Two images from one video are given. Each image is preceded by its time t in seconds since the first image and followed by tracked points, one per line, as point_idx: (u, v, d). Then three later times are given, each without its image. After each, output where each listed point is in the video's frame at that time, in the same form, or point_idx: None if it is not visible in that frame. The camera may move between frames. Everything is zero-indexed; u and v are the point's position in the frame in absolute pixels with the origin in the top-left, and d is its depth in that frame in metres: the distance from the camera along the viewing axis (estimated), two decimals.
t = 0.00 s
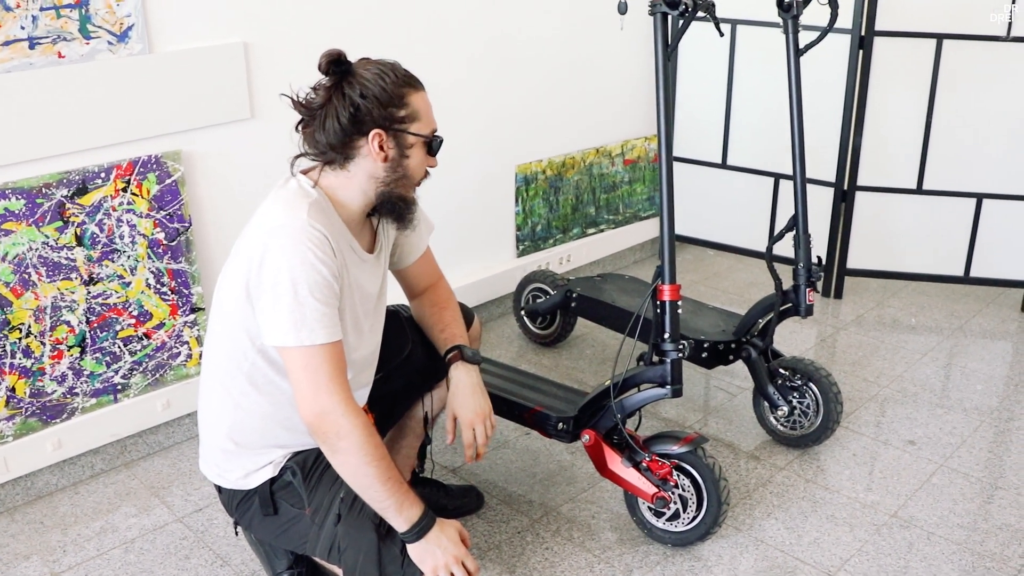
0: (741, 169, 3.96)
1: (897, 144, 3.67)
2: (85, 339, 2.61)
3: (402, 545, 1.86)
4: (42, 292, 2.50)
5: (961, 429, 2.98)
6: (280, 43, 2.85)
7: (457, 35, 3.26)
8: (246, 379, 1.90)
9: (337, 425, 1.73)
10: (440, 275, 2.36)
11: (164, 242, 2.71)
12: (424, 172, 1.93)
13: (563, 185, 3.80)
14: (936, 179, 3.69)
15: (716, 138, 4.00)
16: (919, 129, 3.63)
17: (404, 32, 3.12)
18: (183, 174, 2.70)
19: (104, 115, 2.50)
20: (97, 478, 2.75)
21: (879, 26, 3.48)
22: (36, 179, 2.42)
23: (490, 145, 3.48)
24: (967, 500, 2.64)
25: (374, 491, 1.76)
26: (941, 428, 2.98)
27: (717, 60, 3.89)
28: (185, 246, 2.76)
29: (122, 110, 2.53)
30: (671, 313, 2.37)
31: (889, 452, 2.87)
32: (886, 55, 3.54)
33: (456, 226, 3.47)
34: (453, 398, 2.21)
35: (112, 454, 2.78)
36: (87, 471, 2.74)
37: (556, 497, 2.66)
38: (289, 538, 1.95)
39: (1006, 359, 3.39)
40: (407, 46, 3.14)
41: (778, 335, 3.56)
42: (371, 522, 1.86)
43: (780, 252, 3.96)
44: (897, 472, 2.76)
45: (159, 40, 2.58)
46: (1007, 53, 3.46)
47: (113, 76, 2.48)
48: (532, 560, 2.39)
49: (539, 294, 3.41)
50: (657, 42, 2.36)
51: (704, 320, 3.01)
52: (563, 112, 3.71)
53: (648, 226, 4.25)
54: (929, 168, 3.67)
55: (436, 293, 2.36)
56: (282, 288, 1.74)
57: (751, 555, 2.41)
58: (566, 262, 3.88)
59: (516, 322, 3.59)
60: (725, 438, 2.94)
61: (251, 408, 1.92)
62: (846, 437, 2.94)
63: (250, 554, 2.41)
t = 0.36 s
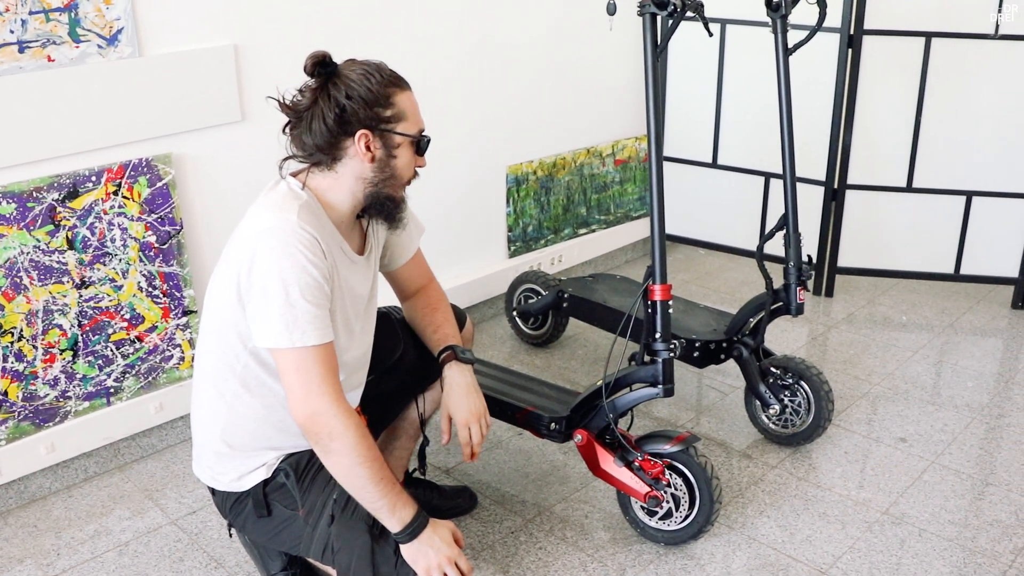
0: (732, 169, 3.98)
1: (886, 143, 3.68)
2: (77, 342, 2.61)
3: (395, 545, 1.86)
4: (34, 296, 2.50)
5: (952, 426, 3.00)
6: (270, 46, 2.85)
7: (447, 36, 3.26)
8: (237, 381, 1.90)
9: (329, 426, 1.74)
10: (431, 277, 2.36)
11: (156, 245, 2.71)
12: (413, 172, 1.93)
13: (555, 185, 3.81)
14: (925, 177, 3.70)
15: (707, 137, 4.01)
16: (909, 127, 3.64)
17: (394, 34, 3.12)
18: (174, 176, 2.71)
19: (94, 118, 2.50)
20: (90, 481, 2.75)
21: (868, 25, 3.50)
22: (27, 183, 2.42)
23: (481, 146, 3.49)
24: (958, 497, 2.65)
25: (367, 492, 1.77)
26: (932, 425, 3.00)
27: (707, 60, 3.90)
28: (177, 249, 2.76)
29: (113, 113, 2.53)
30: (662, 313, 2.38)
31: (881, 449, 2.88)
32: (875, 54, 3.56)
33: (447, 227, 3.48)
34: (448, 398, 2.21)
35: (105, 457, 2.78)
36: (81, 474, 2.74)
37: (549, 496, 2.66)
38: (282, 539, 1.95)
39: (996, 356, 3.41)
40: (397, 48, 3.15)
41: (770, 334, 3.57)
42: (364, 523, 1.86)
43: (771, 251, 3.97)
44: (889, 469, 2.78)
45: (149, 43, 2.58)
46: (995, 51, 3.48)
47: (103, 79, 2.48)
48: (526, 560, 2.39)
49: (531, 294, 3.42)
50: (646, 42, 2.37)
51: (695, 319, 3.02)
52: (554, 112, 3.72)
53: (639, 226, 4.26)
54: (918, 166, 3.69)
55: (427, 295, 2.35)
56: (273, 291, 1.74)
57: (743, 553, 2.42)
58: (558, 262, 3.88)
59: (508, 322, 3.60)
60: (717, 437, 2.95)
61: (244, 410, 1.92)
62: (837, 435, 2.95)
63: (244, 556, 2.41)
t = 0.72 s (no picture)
0: (729, 170, 3.98)
1: (883, 144, 3.69)
2: (75, 345, 2.61)
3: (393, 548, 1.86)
4: (31, 299, 2.50)
5: (949, 426, 3.00)
6: (268, 49, 2.86)
7: (444, 38, 3.27)
8: (236, 384, 1.90)
9: (326, 430, 1.73)
10: (426, 277, 2.35)
11: (153, 248, 2.70)
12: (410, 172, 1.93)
13: (552, 187, 3.82)
14: (922, 178, 3.71)
15: (704, 139, 4.01)
16: (905, 128, 3.65)
17: (392, 36, 3.13)
18: (172, 179, 2.70)
19: (91, 121, 2.49)
20: (88, 485, 2.74)
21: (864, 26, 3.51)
22: (24, 186, 2.42)
23: (478, 148, 3.49)
24: (956, 497, 2.65)
25: (365, 496, 1.76)
26: (930, 426, 3.00)
27: (704, 61, 3.90)
28: (175, 252, 2.75)
29: (110, 116, 2.52)
30: (660, 314, 2.39)
31: (879, 449, 2.88)
32: (871, 55, 3.57)
33: (445, 229, 3.48)
34: (467, 385, 2.22)
35: (102, 460, 2.78)
36: (79, 478, 2.74)
37: (547, 498, 2.66)
38: (281, 542, 1.95)
39: (993, 356, 3.42)
40: (394, 50, 3.15)
41: (767, 334, 3.57)
42: (362, 525, 1.86)
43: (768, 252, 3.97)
44: (887, 469, 2.78)
45: (146, 46, 2.58)
46: (990, 52, 3.49)
47: (100, 83, 2.48)
48: (524, 562, 2.39)
49: (528, 296, 3.42)
50: (643, 44, 2.37)
51: (693, 320, 3.02)
52: (551, 114, 3.72)
53: (636, 228, 4.26)
54: (915, 167, 3.70)
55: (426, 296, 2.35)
56: (270, 294, 1.74)
57: (742, 554, 2.43)
58: (555, 264, 3.88)
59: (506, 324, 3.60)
60: (716, 437, 2.96)
61: (241, 413, 1.92)
62: (835, 435, 2.95)
63: (243, 558, 2.41)
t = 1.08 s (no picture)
0: (727, 171, 3.98)
1: (881, 145, 3.69)
2: (73, 347, 2.61)
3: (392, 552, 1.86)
4: (29, 301, 2.50)
5: (948, 426, 3.00)
6: (266, 51, 2.86)
7: (442, 39, 3.27)
8: (233, 388, 1.90)
9: (322, 435, 1.73)
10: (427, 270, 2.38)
11: (152, 250, 2.70)
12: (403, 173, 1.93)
13: (550, 188, 3.82)
14: (920, 179, 3.71)
15: (702, 140, 4.01)
16: (904, 128, 3.65)
17: (390, 38, 3.13)
18: (170, 181, 2.70)
19: (90, 123, 2.50)
20: (87, 487, 2.74)
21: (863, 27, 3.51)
22: (22, 189, 2.42)
23: (476, 149, 3.49)
24: (955, 497, 2.66)
25: (363, 500, 1.75)
26: (928, 426, 3.00)
27: (702, 63, 3.91)
28: (173, 254, 2.75)
29: (108, 117, 2.52)
30: (658, 315, 2.38)
31: (878, 450, 2.88)
32: (869, 56, 3.57)
33: (443, 230, 3.48)
34: (556, 304, 2.37)
35: (101, 462, 2.78)
36: (77, 480, 2.74)
37: (546, 499, 2.66)
38: (279, 545, 1.95)
39: (991, 356, 3.42)
40: (392, 52, 3.15)
41: (766, 335, 3.57)
42: (360, 529, 1.86)
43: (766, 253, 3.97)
44: (885, 470, 2.78)
45: (144, 48, 2.58)
46: (989, 52, 3.49)
47: (98, 85, 2.48)
48: (523, 563, 2.39)
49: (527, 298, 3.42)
50: (641, 46, 2.37)
51: (691, 321, 3.02)
52: (549, 115, 3.73)
53: (634, 229, 4.27)
54: (913, 168, 3.70)
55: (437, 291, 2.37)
56: (266, 300, 1.74)
57: (740, 555, 2.43)
58: (553, 265, 3.89)
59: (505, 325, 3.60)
60: (715, 438, 2.96)
61: (239, 417, 1.93)
62: (834, 436, 2.95)
63: (242, 560, 2.41)
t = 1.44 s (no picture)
0: (725, 173, 3.98)
1: (878, 148, 3.69)
2: (69, 347, 2.61)
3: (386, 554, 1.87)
4: (25, 301, 2.49)
5: (944, 430, 3.00)
6: (263, 52, 2.86)
7: (439, 40, 3.27)
8: (230, 389, 1.90)
9: (317, 436, 1.72)
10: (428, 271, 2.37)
11: (148, 250, 2.70)
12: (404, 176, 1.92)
13: (547, 190, 3.81)
14: (917, 182, 3.71)
15: (699, 142, 4.01)
16: (901, 131, 3.65)
17: (387, 38, 3.13)
18: (166, 181, 2.70)
19: (87, 123, 2.49)
20: (81, 487, 2.74)
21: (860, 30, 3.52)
22: (18, 188, 2.42)
23: (474, 151, 3.49)
24: (950, 501, 2.66)
25: (357, 502, 1.75)
26: (924, 429, 3.00)
27: (699, 65, 3.91)
28: (169, 254, 2.75)
29: (105, 117, 2.52)
30: (654, 317, 2.38)
31: (874, 453, 2.88)
32: (867, 60, 3.58)
33: (440, 231, 3.48)
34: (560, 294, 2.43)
35: (96, 462, 2.77)
36: (72, 480, 2.74)
37: (541, 501, 2.66)
38: (273, 546, 1.94)
39: (987, 360, 3.42)
40: (389, 52, 3.15)
41: (762, 338, 3.57)
42: (355, 531, 1.87)
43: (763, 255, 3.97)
44: (881, 473, 2.78)
45: (141, 48, 2.58)
46: (987, 55, 3.49)
47: (95, 84, 2.48)
48: (518, 565, 2.39)
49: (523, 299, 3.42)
50: (638, 48, 2.37)
51: (687, 324, 3.02)
52: (546, 117, 3.73)
53: (631, 231, 4.27)
54: (910, 171, 3.70)
55: (435, 290, 2.37)
56: (262, 301, 1.74)
57: (735, 558, 2.43)
58: (550, 266, 3.89)
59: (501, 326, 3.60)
60: (710, 441, 2.96)
61: (234, 417, 1.92)
62: (829, 439, 2.96)
63: (236, 561, 2.41)
